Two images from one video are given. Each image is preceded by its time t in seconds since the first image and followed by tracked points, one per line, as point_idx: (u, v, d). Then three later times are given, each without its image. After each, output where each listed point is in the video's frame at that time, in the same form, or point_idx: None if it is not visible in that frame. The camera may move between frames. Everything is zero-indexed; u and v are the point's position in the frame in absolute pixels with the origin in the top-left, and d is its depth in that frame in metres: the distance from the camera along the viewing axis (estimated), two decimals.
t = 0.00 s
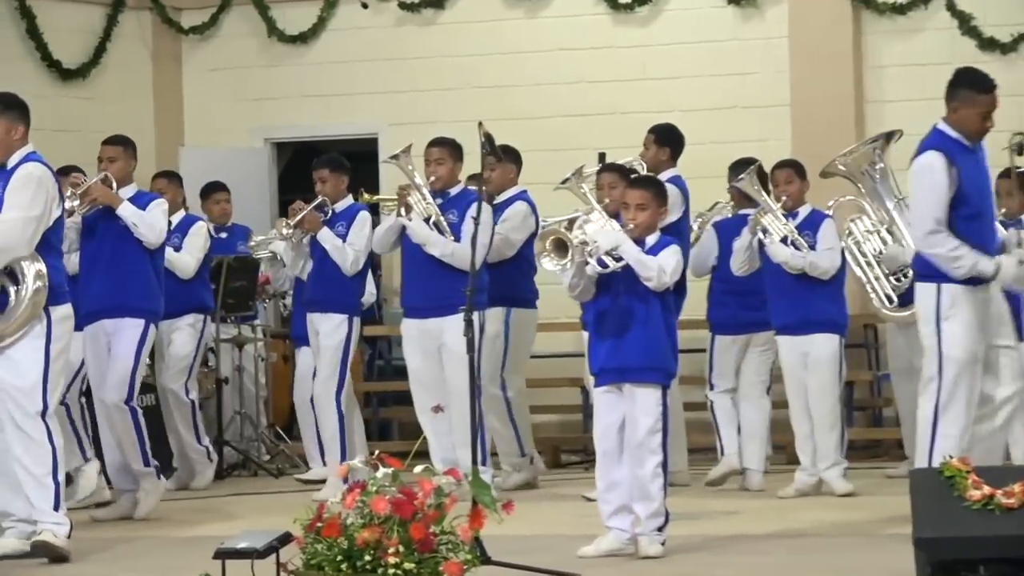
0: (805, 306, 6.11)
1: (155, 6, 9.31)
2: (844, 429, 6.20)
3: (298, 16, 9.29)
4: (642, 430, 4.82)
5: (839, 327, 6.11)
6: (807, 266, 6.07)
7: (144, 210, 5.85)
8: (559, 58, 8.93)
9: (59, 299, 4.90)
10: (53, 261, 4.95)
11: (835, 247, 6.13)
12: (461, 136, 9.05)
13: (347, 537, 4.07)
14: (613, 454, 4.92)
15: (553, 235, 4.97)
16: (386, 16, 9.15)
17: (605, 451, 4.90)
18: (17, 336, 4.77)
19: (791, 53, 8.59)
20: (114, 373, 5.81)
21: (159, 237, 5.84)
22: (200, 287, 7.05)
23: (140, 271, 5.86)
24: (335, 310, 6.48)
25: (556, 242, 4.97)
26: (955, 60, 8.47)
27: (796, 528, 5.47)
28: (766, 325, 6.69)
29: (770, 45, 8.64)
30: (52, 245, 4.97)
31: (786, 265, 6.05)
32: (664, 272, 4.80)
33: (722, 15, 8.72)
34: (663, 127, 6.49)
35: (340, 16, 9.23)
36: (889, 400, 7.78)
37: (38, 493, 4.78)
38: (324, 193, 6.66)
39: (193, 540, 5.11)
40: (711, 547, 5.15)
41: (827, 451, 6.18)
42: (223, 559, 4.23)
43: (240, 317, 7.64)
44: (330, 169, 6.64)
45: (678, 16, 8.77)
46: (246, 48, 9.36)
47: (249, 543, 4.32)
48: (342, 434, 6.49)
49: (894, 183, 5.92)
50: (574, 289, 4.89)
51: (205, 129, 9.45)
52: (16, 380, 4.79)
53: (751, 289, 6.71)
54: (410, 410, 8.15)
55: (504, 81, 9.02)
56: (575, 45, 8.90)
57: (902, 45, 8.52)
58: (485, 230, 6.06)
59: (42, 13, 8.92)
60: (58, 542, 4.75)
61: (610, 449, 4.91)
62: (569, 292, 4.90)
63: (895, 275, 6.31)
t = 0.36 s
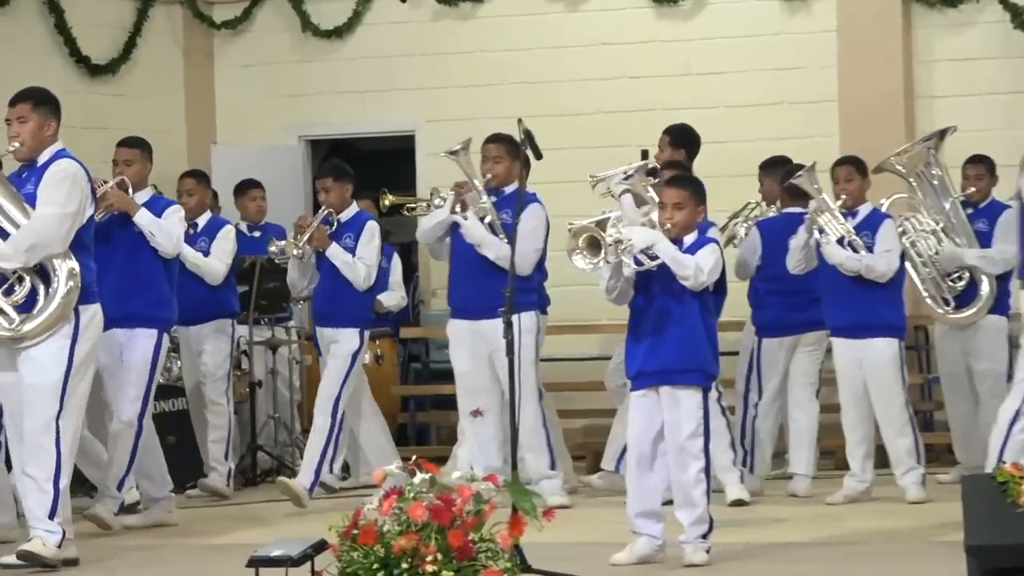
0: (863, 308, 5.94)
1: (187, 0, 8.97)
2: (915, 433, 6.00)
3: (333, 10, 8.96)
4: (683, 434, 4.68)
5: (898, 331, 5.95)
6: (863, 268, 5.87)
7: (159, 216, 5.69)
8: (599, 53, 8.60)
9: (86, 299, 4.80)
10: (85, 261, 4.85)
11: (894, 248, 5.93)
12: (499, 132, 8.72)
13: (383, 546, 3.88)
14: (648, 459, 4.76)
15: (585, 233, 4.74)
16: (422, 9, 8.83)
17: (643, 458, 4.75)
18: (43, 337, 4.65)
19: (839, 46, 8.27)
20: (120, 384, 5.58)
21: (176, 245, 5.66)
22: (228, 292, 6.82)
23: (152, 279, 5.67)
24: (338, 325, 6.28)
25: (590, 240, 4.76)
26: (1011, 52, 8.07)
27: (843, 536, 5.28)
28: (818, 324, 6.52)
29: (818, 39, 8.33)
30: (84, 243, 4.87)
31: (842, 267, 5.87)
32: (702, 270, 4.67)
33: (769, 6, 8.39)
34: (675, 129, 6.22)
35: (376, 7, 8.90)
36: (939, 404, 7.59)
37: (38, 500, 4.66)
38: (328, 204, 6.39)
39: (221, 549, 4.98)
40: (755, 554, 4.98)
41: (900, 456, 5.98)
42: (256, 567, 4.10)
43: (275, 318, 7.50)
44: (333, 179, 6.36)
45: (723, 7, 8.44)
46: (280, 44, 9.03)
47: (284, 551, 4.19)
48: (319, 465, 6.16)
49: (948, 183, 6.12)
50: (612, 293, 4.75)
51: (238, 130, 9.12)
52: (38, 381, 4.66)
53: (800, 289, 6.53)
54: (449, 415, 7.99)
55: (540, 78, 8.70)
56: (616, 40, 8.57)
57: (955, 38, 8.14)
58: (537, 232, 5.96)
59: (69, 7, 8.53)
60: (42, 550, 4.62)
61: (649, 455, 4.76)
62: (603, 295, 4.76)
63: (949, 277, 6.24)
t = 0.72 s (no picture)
0: (920, 314, 5.78)
1: None
2: (957, 443, 5.84)
3: (353, 6, 8.76)
4: (698, 440, 4.54)
5: (952, 339, 5.77)
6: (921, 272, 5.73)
7: (154, 215, 5.51)
8: (625, 50, 8.39)
9: (96, 303, 4.70)
10: (98, 265, 4.75)
11: (956, 254, 5.78)
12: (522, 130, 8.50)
13: (404, 556, 3.74)
14: (672, 468, 4.64)
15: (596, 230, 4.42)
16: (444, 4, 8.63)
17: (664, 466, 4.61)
18: (50, 341, 4.54)
19: (872, 42, 8.03)
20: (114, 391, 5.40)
21: (170, 243, 5.42)
22: (244, 296, 6.63)
23: (148, 282, 5.45)
24: (333, 324, 6.00)
25: (599, 237, 4.43)
26: None
27: (875, 543, 5.10)
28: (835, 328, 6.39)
29: (852, 34, 8.09)
30: (99, 247, 4.77)
31: (899, 269, 5.76)
32: (713, 271, 4.53)
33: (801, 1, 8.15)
34: (658, 127, 6.03)
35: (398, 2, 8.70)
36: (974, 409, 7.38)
37: (31, 510, 4.52)
38: (307, 198, 6.08)
39: (235, 558, 4.85)
40: (783, 563, 4.81)
41: (937, 467, 5.84)
42: None
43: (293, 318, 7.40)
44: (313, 172, 6.09)
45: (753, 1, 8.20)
46: (300, 40, 8.83)
47: (301, 561, 4.06)
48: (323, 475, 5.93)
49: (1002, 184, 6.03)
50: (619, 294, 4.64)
51: (255, 128, 8.94)
52: (41, 386, 4.55)
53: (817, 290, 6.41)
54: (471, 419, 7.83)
55: (566, 74, 8.47)
56: (644, 36, 8.36)
57: (994, 33, 7.88)
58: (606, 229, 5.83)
59: (83, 2, 8.38)
60: (31, 563, 4.46)
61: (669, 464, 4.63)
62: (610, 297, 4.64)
63: (1001, 280, 6.08)
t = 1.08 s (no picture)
0: (928, 316, 5.67)
1: None
2: (957, 450, 5.73)
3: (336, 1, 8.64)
4: (685, 446, 4.48)
5: (957, 344, 5.66)
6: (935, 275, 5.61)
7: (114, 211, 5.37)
8: (617, 46, 8.26)
9: (65, 307, 4.59)
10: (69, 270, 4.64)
11: (970, 258, 5.68)
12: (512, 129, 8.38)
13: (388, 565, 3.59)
14: (659, 476, 4.57)
15: (572, 236, 4.49)
16: None
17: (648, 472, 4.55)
18: (19, 347, 4.43)
19: (868, 38, 7.90)
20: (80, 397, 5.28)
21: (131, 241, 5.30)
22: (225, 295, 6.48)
23: (113, 284, 5.31)
24: (287, 326, 5.78)
25: (575, 244, 4.49)
26: None
27: (870, 553, 4.98)
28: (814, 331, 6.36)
29: (848, 30, 7.96)
30: (71, 252, 4.65)
31: (912, 271, 5.61)
32: (691, 274, 4.52)
33: None
34: (620, 123, 6.17)
35: None
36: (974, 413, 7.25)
37: None
38: (269, 189, 5.90)
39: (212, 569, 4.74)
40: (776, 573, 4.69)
41: (934, 472, 5.73)
42: None
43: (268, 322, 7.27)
44: (278, 163, 5.90)
45: None
46: (282, 36, 8.70)
47: (280, 572, 3.94)
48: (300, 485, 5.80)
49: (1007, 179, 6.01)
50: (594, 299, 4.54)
51: (241, 124, 8.81)
52: (9, 394, 4.43)
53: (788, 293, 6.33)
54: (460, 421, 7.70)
55: (559, 71, 8.34)
56: (636, 32, 8.24)
57: (994, 28, 7.75)
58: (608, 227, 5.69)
59: None
60: None
61: (652, 470, 4.55)
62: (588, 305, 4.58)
63: (1006, 282, 5.97)
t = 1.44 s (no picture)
0: (904, 321, 5.57)
1: None
2: (934, 458, 5.62)
3: None
4: (656, 454, 4.38)
5: (932, 349, 5.56)
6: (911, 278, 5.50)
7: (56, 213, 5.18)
8: (591, 43, 8.15)
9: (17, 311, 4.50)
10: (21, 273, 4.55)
11: (947, 261, 5.59)
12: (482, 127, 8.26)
13: None
14: (630, 483, 4.48)
15: (543, 237, 4.34)
16: None
17: (619, 479, 4.46)
18: None
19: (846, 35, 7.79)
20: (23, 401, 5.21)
21: (74, 245, 5.13)
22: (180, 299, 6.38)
23: (58, 289, 5.19)
24: (221, 333, 5.61)
25: (547, 246, 4.35)
26: None
27: (844, 564, 4.87)
28: (776, 339, 6.40)
29: (825, 26, 7.85)
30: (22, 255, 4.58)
31: (888, 274, 5.49)
32: (663, 278, 4.43)
33: None
34: (566, 124, 6.02)
35: None
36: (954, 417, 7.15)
37: None
38: (205, 191, 5.74)
39: None
40: None
41: (911, 481, 5.62)
42: None
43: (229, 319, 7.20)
44: (213, 164, 5.74)
45: None
46: (245, 32, 8.58)
47: None
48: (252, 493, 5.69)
49: (985, 181, 5.95)
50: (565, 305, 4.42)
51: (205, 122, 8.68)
52: None
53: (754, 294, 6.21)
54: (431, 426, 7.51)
55: (533, 69, 8.23)
56: (610, 28, 8.12)
57: (976, 25, 7.65)
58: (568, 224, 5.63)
59: None
60: None
61: (623, 477, 4.47)
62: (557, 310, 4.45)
63: (982, 286, 6.01)
